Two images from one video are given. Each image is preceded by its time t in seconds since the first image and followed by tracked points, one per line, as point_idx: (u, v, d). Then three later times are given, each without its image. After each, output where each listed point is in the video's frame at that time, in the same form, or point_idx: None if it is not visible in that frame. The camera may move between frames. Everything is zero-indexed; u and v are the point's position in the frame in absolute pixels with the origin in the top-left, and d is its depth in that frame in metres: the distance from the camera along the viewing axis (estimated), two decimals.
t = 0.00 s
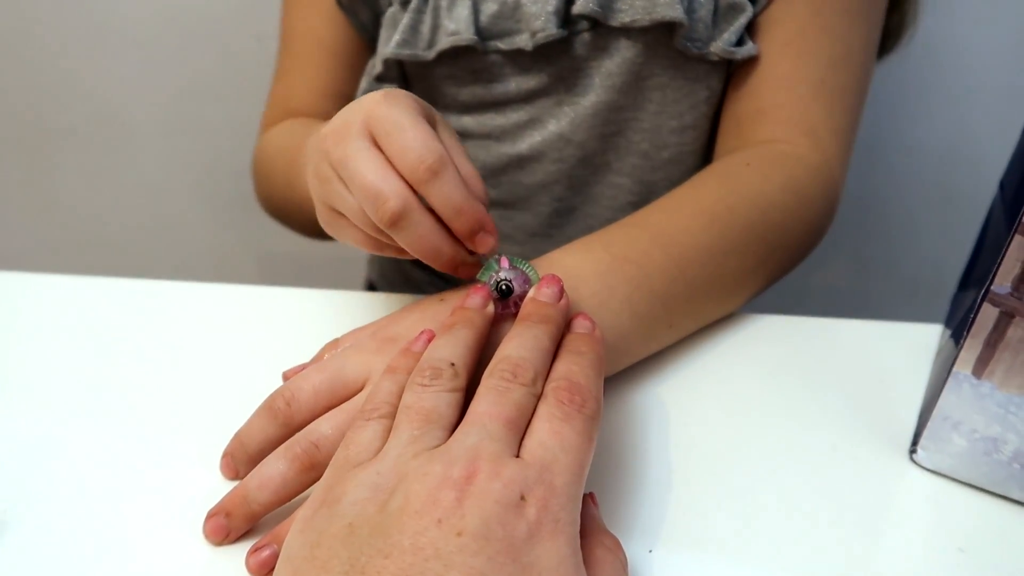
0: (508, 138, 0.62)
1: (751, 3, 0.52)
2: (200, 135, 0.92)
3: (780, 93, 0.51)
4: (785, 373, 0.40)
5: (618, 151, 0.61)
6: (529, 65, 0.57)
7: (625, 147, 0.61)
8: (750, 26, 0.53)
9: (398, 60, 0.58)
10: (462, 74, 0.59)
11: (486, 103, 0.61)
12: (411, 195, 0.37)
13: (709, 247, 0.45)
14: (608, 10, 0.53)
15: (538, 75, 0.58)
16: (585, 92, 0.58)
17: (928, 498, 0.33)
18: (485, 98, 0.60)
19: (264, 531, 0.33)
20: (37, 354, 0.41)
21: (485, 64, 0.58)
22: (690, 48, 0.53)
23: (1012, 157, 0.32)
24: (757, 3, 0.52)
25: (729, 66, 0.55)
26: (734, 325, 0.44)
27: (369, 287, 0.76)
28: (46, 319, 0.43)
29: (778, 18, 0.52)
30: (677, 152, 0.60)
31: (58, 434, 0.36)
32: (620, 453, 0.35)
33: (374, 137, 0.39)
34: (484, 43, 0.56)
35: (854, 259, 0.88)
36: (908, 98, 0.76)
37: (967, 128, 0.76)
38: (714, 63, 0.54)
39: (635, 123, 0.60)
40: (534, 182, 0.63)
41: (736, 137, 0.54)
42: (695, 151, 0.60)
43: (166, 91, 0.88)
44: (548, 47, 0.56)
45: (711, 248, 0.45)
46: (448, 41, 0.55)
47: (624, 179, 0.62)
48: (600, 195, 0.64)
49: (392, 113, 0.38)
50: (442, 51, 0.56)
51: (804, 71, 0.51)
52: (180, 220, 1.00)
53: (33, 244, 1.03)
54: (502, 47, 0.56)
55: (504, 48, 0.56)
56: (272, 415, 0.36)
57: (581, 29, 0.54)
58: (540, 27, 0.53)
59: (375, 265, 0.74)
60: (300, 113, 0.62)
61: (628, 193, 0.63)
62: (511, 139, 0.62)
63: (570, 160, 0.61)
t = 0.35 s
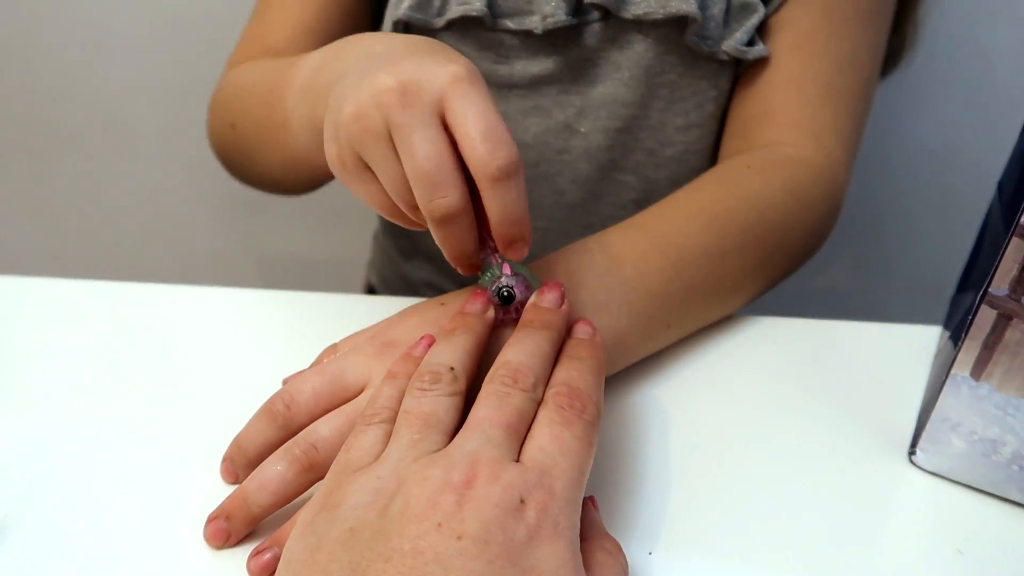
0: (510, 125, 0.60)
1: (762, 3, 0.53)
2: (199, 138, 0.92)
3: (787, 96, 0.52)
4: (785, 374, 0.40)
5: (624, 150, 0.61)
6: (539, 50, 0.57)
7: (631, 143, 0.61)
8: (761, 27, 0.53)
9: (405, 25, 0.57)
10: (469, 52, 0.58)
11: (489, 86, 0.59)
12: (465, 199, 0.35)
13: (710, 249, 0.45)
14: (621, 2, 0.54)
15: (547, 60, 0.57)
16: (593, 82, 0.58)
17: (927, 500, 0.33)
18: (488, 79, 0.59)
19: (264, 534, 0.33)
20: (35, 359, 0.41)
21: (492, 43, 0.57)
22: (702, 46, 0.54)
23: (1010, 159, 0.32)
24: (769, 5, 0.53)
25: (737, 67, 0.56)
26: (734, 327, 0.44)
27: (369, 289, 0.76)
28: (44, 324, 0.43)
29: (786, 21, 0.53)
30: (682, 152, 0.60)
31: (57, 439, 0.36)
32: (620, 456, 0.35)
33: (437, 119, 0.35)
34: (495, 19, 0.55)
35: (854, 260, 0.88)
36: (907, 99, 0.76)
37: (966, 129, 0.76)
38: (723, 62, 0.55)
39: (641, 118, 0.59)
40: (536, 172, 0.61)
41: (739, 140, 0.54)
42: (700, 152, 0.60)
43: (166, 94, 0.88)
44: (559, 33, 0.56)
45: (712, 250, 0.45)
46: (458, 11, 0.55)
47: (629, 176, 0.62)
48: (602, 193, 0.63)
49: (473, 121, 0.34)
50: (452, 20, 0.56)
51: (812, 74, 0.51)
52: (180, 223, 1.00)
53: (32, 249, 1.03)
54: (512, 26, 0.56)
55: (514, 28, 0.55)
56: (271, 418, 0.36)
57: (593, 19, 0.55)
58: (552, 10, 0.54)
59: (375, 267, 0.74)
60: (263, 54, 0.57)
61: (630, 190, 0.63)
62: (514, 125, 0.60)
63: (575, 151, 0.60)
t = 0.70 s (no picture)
0: (533, 115, 0.61)
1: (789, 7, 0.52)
2: (201, 140, 0.92)
3: (801, 97, 0.51)
4: (788, 374, 0.40)
5: (646, 148, 0.61)
6: (565, 42, 0.57)
7: (651, 142, 0.61)
8: (785, 31, 0.53)
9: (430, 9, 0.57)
10: (495, 39, 0.58)
11: (514, 74, 0.60)
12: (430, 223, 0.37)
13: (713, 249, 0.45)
14: None
15: (572, 52, 0.57)
16: (619, 76, 0.59)
17: (928, 499, 0.33)
18: (512, 68, 0.60)
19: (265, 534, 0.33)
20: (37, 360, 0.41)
21: (519, 31, 0.57)
22: (726, 45, 0.54)
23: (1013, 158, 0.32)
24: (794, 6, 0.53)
25: (758, 68, 0.56)
26: (736, 328, 0.44)
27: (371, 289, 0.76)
28: (46, 325, 0.43)
29: (810, 24, 0.52)
30: (698, 150, 0.61)
31: (58, 440, 0.36)
32: (621, 456, 0.35)
33: (375, 160, 0.37)
34: (523, 9, 0.56)
35: (854, 261, 0.88)
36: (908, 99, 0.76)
37: (966, 129, 0.76)
38: (745, 63, 0.55)
39: (664, 117, 0.59)
40: (554, 166, 0.63)
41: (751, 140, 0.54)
42: (717, 152, 0.60)
43: (168, 96, 0.89)
44: (585, 26, 0.56)
45: (715, 250, 0.45)
46: None
47: (647, 175, 0.62)
48: (618, 190, 0.63)
49: (411, 151, 0.35)
50: (478, 8, 0.56)
51: (830, 77, 0.51)
52: (182, 224, 1.00)
53: (34, 250, 1.03)
54: (540, 16, 0.56)
55: (542, 17, 0.56)
56: (274, 417, 0.36)
57: (621, 12, 0.55)
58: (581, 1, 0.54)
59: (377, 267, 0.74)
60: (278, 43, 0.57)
61: (645, 188, 0.63)
62: (535, 116, 0.61)
63: (596, 146, 0.62)
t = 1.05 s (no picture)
0: (541, 115, 0.62)
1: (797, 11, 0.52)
2: (202, 142, 0.92)
3: (808, 100, 0.52)
4: (790, 375, 0.40)
5: (653, 150, 0.61)
6: (575, 44, 0.57)
7: (659, 145, 0.61)
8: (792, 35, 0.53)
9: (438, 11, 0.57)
10: (503, 41, 0.59)
11: (523, 75, 0.60)
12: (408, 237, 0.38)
13: (717, 251, 0.45)
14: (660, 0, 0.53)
15: (581, 55, 0.58)
16: (627, 77, 0.59)
17: (928, 500, 0.33)
18: (520, 70, 0.60)
19: (268, 535, 0.33)
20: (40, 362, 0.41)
21: (529, 33, 0.57)
22: (733, 48, 0.54)
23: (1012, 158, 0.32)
24: (800, 10, 0.53)
25: (764, 72, 0.56)
26: (738, 330, 0.44)
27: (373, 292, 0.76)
28: (50, 327, 0.44)
29: (819, 28, 0.52)
30: (704, 151, 0.61)
31: (63, 442, 0.36)
32: (624, 457, 0.35)
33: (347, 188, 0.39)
34: (532, 12, 0.56)
35: (855, 263, 0.88)
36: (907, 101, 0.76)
37: (965, 130, 0.76)
38: (752, 67, 0.56)
39: (673, 121, 0.59)
40: (561, 166, 0.63)
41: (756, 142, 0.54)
42: (722, 154, 0.61)
43: (169, 98, 0.89)
44: (594, 28, 0.56)
45: (719, 252, 0.45)
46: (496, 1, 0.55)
47: (654, 177, 0.62)
48: (625, 193, 0.63)
49: (381, 176, 0.38)
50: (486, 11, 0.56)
51: (836, 80, 0.51)
52: (183, 226, 1.00)
53: (36, 253, 1.03)
54: (549, 19, 0.56)
55: (551, 20, 0.56)
56: (278, 419, 0.36)
57: (631, 14, 0.55)
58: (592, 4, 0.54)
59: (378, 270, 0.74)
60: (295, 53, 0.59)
61: (652, 190, 0.63)
62: (542, 116, 0.62)
63: (603, 148, 0.62)
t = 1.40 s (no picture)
0: (545, 119, 0.62)
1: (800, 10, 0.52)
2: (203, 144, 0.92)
3: (810, 101, 0.52)
4: (790, 376, 0.40)
5: (656, 152, 0.61)
6: (579, 48, 0.57)
7: (663, 147, 0.61)
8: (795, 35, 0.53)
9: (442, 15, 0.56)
10: (507, 46, 0.58)
11: (527, 79, 0.60)
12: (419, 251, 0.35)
13: (717, 253, 0.45)
14: None
15: (585, 58, 0.58)
16: (630, 80, 0.59)
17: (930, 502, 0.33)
18: (524, 75, 0.60)
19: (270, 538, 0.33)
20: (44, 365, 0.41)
21: (532, 38, 0.57)
22: (736, 48, 0.54)
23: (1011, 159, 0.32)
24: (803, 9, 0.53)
25: (767, 72, 0.55)
26: (740, 331, 0.44)
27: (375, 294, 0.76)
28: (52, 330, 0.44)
29: (820, 28, 0.52)
30: (706, 152, 0.61)
31: (68, 445, 0.36)
32: (626, 460, 0.35)
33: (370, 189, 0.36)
34: (537, 17, 0.55)
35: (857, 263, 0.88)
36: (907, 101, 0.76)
37: (965, 130, 0.77)
38: (755, 67, 0.55)
39: (676, 123, 0.60)
40: (565, 169, 0.64)
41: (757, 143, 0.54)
42: (723, 154, 0.61)
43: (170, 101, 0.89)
44: (599, 32, 0.56)
45: (720, 254, 0.45)
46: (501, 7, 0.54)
47: (656, 179, 0.63)
48: (628, 195, 0.63)
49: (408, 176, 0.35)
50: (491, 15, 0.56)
51: (838, 81, 0.51)
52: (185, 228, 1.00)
53: (37, 255, 1.03)
54: (554, 23, 0.56)
55: (556, 25, 0.55)
56: (279, 424, 0.37)
57: (633, 16, 0.55)
58: (597, 8, 0.53)
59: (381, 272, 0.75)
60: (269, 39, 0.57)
61: (654, 193, 0.64)
62: (546, 120, 0.62)
63: (607, 151, 0.63)
